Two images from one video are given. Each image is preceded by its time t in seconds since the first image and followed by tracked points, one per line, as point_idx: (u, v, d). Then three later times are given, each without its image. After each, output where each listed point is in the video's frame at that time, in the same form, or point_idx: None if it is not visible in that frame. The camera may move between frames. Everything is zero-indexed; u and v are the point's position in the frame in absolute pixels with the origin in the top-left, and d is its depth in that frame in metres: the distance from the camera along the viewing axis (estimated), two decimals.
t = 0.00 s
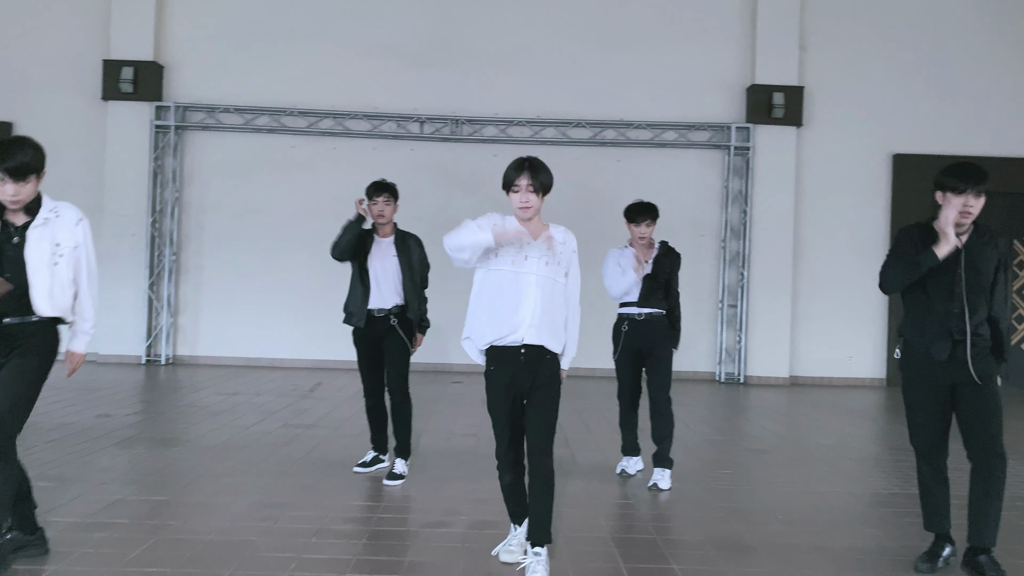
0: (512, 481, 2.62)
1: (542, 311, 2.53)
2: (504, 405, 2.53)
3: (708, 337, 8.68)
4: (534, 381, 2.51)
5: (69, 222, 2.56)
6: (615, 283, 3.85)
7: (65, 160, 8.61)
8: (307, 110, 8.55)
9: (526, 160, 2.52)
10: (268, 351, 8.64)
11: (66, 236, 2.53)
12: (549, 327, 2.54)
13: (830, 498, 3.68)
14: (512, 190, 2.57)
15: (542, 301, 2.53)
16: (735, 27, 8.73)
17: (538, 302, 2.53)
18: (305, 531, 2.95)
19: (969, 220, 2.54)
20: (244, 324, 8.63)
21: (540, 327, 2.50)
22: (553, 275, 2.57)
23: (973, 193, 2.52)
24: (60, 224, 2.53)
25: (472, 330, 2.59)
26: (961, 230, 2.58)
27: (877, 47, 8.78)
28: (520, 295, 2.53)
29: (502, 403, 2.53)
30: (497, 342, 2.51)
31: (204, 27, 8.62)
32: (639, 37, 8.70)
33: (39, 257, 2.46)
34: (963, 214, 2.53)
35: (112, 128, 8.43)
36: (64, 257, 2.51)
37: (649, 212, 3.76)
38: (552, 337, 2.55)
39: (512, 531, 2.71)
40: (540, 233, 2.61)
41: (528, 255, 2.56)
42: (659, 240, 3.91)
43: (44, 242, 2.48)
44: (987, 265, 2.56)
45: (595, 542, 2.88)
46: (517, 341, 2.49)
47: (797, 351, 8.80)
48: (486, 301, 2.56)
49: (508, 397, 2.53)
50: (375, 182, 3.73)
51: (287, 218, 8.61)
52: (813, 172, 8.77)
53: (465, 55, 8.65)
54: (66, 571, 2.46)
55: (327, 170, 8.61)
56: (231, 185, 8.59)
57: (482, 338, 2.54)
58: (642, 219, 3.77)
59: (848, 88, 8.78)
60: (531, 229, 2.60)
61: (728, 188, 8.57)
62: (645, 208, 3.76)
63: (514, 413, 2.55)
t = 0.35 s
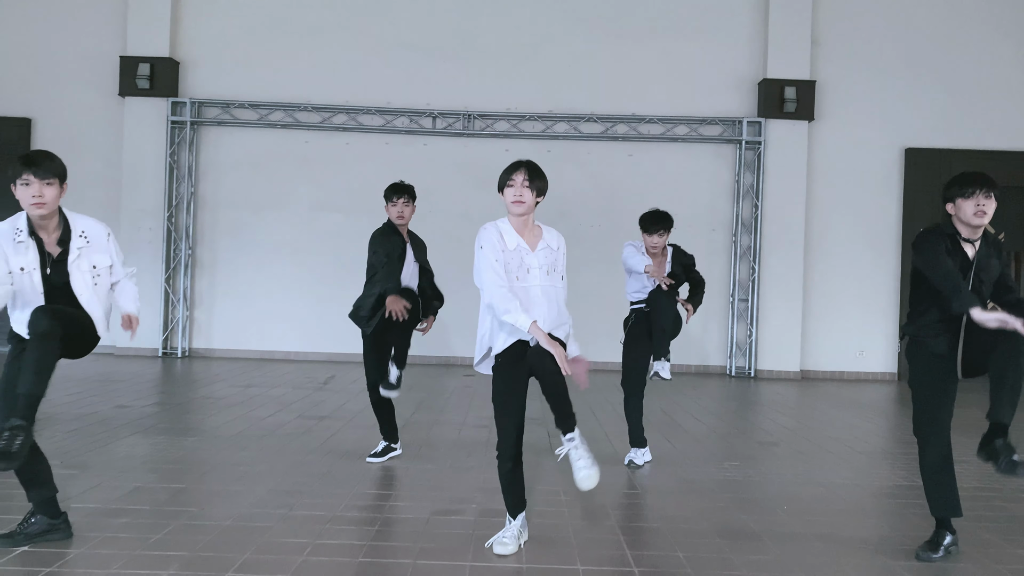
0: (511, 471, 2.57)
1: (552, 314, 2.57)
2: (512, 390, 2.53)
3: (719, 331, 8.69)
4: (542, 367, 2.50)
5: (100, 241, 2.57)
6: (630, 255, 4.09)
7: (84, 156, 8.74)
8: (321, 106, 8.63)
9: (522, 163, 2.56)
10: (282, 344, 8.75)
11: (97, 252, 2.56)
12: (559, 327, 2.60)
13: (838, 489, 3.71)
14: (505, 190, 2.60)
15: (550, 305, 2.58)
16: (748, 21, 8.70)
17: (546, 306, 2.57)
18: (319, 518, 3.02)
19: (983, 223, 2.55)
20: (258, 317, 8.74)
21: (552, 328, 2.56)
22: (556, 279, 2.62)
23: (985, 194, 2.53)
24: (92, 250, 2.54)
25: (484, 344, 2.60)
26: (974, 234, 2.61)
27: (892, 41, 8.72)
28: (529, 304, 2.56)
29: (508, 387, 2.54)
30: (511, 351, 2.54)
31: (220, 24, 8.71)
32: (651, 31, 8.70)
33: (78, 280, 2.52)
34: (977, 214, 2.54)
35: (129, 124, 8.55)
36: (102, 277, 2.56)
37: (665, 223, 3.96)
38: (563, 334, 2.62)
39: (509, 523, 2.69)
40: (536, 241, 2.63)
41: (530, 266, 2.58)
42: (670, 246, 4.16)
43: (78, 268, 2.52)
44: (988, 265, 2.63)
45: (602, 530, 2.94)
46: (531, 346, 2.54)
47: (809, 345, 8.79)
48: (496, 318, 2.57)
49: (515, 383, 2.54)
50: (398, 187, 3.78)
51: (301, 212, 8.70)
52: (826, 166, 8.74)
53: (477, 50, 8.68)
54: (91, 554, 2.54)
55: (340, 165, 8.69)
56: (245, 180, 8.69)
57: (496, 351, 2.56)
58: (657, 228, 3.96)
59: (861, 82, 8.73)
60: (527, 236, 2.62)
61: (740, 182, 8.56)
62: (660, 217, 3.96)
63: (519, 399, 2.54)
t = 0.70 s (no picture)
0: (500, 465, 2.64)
1: (538, 307, 2.54)
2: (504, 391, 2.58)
3: (724, 327, 8.71)
4: (534, 377, 2.51)
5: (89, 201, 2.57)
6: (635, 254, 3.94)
7: (93, 152, 8.81)
8: (328, 102, 8.67)
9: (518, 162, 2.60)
10: (289, 339, 8.81)
11: (87, 209, 2.57)
12: (546, 321, 2.53)
13: (841, 483, 3.74)
14: (509, 187, 2.62)
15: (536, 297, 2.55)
16: (754, 17, 8.69)
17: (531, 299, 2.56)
18: (328, 510, 3.07)
19: (986, 222, 2.53)
20: (265, 312, 8.81)
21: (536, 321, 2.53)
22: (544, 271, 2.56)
23: (985, 195, 2.52)
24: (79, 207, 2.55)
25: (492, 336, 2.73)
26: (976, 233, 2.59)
27: (898, 37, 8.70)
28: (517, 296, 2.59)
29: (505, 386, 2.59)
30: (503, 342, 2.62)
31: (227, 20, 8.75)
32: (656, 27, 8.70)
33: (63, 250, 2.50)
34: (979, 214, 2.52)
35: (137, 120, 8.61)
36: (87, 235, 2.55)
37: (679, 217, 3.92)
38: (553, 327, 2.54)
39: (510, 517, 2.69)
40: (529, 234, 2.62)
41: (518, 258, 2.59)
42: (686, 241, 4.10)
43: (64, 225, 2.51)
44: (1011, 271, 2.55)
45: (607, 523, 2.98)
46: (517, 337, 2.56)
47: (813, 341, 8.80)
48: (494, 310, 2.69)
49: (510, 384, 2.58)
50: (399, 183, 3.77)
51: (307, 208, 8.75)
52: (831, 162, 8.74)
53: (483, 46, 8.70)
54: (105, 544, 2.59)
55: (346, 160, 8.73)
56: (252, 176, 8.75)
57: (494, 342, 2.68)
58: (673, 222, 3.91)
59: (867, 78, 8.72)
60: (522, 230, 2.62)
61: (745, 178, 8.57)
62: (674, 212, 3.92)
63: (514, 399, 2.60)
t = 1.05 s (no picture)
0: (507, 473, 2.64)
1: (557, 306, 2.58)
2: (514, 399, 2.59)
3: (720, 324, 8.76)
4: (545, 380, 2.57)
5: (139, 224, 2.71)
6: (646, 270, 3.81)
7: (90, 151, 8.81)
8: (325, 101, 8.68)
9: (544, 167, 2.56)
10: (286, 337, 8.84)
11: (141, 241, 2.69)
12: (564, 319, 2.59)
13: (836, 479, 3.79)
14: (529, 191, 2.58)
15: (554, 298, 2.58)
16: (749, 16, 8.73)
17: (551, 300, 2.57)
18: (330, 507, 3.11)
19: None
20: (263, 310, 8.83)
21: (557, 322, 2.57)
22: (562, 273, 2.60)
23: None
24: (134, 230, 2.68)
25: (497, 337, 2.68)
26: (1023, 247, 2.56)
27: (892, 36, 8.75)
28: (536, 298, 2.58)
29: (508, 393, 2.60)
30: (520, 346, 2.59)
31: (224, 19, 8.76)
32: (652, 26, 8.73)
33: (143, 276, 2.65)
34: None
35: (134, 119, 8.61)
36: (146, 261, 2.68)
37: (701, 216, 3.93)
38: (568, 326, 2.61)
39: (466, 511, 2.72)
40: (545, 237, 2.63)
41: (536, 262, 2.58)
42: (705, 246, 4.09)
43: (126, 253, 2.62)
44: None
45: (604, 519, 3.02)
46: (538, 340, 2.57)
47: (808, 338, 8.86)
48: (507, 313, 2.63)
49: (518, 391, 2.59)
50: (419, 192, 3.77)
51: (305, 207, 8.77)
52: (826, 160, 8.79)
53: (480, 45, 8.72)
54: (109, 541, 2.62)
55: (344, 159, 8.74)
56: (250, 174, 8.76)
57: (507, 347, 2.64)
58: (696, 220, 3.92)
59: (862, 76, 8.77)
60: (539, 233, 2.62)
61: (741, 175, 8.62)
62: (699, 213, 3.94)
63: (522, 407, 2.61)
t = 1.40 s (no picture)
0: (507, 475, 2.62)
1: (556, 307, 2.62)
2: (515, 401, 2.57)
3: (711, 322, 8.82)
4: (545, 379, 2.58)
5: (148, 225, 2.68)
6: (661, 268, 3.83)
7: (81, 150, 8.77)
8: (317, 100, 8.67)
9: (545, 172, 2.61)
10: (279, 336, 8.83)
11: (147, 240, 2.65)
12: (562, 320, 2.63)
13: (826, 475, 3.84)
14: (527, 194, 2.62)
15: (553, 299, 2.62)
16: (740, 15, 8.79)
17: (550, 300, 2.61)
18: (327, 505, 3.13)
19: None
20: (255, 309, 8.82)
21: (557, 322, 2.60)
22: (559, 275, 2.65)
23: None
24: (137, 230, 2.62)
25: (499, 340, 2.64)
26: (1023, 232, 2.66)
27: (880, 35, 8.83)
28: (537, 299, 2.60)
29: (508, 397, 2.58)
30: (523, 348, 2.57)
31: (215, 18, 8.73)
32: (644, 26, 8.77)
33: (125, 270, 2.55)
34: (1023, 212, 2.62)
35: (125, 118, 8.58)
36: (147, 259, 2.61)
37: (694, 219, 3.94)
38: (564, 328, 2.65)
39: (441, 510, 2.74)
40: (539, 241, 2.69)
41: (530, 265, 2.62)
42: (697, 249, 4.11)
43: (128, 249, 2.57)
44: None
45: (597, 514, 3.06)
46: (540, 341, 2.57)
47: (798, 335, 8.93)
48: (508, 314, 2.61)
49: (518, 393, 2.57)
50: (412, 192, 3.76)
51: (297, 206, 8.76)
52: (816, 158, 8.85)
53: (472, 45, 8.74)
54: (108, 539, 2.64)
55: (336, 158, 8.74)
56: (242, 173, 8.75)
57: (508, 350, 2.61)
58: (687, 224, 3.94)
59: (851, 75, 8.84)
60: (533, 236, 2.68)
61: (731, 174, 8.67)
62: (692, 216, 3.95)
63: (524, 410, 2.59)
